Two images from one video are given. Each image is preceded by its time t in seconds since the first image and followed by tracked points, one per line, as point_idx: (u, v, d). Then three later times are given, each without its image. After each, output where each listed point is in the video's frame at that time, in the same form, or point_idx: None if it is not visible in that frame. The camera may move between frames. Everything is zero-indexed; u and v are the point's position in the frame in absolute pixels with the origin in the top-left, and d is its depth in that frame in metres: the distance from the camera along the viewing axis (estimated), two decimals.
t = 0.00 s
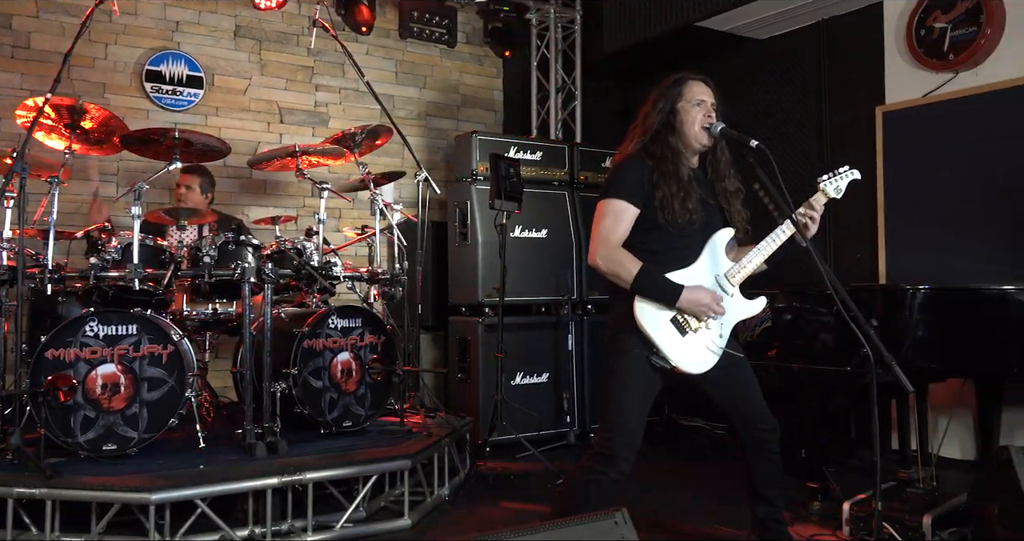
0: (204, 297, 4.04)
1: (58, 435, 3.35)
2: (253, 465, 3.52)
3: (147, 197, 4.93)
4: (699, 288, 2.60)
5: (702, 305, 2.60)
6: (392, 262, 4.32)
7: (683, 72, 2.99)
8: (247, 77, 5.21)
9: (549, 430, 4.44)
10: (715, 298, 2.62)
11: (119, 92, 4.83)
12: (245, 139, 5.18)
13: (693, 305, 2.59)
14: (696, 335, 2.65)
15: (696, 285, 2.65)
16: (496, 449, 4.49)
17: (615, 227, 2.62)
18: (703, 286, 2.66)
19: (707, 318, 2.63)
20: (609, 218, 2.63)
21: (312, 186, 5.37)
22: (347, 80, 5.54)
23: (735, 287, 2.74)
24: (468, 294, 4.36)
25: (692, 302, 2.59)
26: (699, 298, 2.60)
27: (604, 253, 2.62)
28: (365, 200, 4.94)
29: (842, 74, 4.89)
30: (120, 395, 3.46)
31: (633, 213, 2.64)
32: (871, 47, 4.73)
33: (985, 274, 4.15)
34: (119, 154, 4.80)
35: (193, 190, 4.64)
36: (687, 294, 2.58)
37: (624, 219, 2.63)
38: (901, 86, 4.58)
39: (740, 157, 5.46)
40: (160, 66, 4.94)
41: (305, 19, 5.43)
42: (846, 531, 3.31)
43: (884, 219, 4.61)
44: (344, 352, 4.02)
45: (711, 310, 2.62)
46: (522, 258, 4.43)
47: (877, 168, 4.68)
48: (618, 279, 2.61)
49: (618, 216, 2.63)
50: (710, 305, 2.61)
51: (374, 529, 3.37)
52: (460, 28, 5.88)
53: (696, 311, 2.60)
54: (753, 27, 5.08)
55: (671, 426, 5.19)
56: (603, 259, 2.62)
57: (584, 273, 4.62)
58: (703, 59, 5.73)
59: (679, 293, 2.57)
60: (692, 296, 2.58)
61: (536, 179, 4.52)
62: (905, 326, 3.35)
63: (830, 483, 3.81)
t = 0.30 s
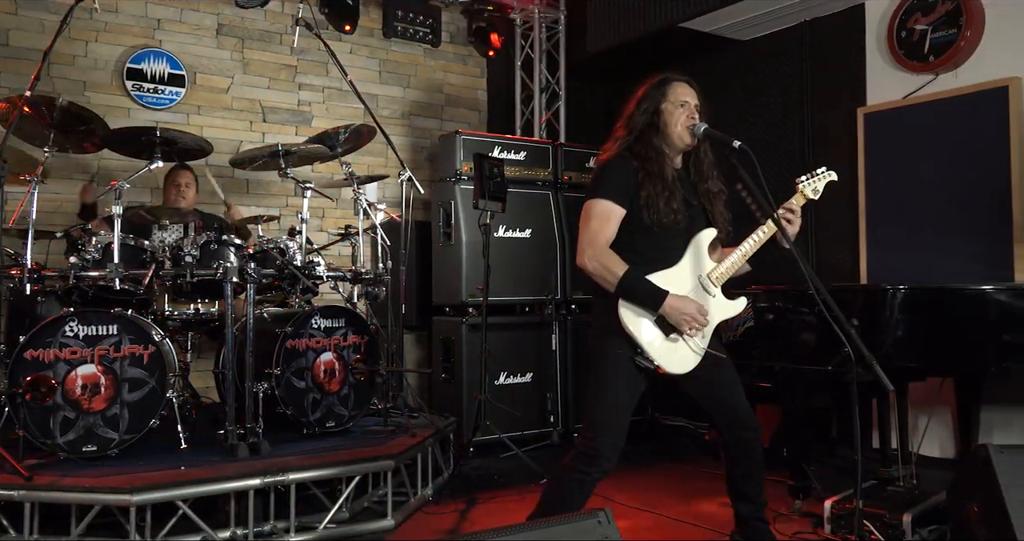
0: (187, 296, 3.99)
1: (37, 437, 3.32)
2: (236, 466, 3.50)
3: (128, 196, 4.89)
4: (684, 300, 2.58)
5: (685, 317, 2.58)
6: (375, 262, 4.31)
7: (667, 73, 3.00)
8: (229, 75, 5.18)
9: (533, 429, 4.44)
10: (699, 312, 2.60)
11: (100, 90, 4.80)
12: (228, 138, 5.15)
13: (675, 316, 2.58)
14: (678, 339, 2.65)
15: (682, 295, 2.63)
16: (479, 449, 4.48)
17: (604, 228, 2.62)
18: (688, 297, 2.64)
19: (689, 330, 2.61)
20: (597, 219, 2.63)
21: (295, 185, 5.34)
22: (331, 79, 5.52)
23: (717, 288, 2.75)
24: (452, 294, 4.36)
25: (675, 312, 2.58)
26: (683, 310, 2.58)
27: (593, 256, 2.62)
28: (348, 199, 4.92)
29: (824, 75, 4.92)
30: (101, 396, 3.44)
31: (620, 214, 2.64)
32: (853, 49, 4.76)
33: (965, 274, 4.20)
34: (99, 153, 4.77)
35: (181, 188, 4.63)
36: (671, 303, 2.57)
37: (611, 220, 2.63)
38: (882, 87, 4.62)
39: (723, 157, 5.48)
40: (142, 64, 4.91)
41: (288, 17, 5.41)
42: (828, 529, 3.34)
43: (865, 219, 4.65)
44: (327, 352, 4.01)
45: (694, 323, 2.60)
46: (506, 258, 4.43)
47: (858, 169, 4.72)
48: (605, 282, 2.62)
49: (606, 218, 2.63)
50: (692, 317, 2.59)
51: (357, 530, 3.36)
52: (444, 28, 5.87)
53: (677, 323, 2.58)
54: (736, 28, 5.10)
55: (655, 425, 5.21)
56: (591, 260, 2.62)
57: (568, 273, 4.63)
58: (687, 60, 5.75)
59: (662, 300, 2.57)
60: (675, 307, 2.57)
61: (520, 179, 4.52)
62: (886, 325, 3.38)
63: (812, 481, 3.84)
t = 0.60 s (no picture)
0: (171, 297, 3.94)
1: (20, 439, 3.28)
2: (220, 467, 3.48)
3: (111, 195, 4.86)
4: (670, 302, 2.59)
5: (671, 318, 2.59)
6: (362, 262, 4.29)
7: (653, 72, 3.01)
8: (214, 74, 5.15)
9: (521, 429, 4.44)
10: (684, 314, 2.61)
11: (83, 89, 4.76)
12: (213, 137, 5.12)
13: (661, 317, 2.58)
14: (664, 339, 2.66)
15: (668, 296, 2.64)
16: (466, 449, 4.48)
17: (589, 229, 2.63)
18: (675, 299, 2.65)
19: (676, 332, 2.62)
20: (583, 220, 2.63)
21: (281, 184, 5.31)
22: (317, 78, 5.50)
23: (703, 288, 2.76)
24: (439, 294, 4.35)
25: (661, 312, 2.58)
26: (668, 311, 2.59)
27: (580, 257, 2.62)
28: (334, 199, 4.90)
29: (810, 76, 4.93)
30: (84, 397, 3.41)
31: (605, 215, 2.64)
32: (838, 50, 4.78)
33: (949, 274, 4.22)
34: (82, 152, 4.73)
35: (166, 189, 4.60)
36: (658, 303, 2.58)
37: (597, 222, 2.63)
38: (867, 89, 4.64)
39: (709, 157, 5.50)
40: (125, 62, 4.87)
41: (274, 16, 5.38)
42: (813, 528, 3.35)
43: (851, 219, 4.67)
44: (314, 353, 3.99)
45: (680, 324, 2.60)
46: (493, 258, 4.43)
47: (844, 169, 4.74)
48: (593, 282, 2.62)
49: (591, 219, 2.63)
50: (678, 319, 2.59)
51: (344, 531, 3.35)
52: (431, 27, 5.85)
53: (663, 324, 2.59)
54: (723, 29, 5.11)
55: (642, 425, 5.22)
56: (577, 260, 2.62)
57: (555, 273, 4.63)
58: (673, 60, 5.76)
59: (649, 301, 2.57)
60: (661, 308, 2.58)
61: (507, 179, 4.51)
62: (870, 325, 3.39)
63: (798, 480, 3.86)
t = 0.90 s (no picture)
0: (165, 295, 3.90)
1: (11, 439, 3.27)
2: (214, 467, 3.48)
3: (104, 194, 4.84)
4: (663, 300, 2.60)
5: (664, 316, 2.59)
6: (356, 262, 4.28)
7: (647, 74, 3.01)
8: (208, 74, 5.13)
9: (515, 429, 4.44)
10: (678, 312, 2.61)
11: (76, 88, 4.74)
12: (206, 137, 5.11)
13: (655, 314, 2.59)
14: (659, 339, 2.67)
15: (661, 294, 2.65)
16: (460, 449, 4.48)
17: (582, 230, 2.63)
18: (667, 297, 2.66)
19: (669, 330, 2.62)
20: (576, 220, 2.63)
21: (275, 184, 5.30)
22: (310, 77, 5.49)
23: (697, 288, 2.76)
24: (433, 294, 4.34)
25: (655, 310, 2.59)
26: (661, 309, 2.60)
27: (573, 256, 2.62)
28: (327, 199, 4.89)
29: (804, 77, 4.94)
30: (77, 397, 3.40)
31: (599, 215, 2.64)
32: (832, 51, 4.79)
33: (942, 274, 4.24)
34: (75, 152, 4.71)
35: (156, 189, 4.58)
36: (651, 300, 2.59)
37: (591, 222, 2.63)
38: (860, 89, 4.66)
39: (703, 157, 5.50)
40: (118, 61, 4.86)
41: (267, 15, 5.36)
42: (806, 528, 3.36)
43: (844, 220, 4.69)
44: (308, 353, 3.99)
45: (673, 322, 2.61)
46: (488, 258, 4.43)
47: (837, 170, 4.75)
48: (585, 282, 2.63)
49: (585, 219, 2.63)
50: (671, 317, 2.60)
51: (337, 531, 3.35)
52: (425, 27, 5.85)
53: (657, 321, 2.60)
54: (717, 30, 5.12)
55: (636, 425, 5.23)
56: (570, 259, 2.63)
57: (549, 273, 4.63)
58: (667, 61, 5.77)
59: (642, 298, 2.58)
60: (654, 307, 2.59)
61: (501, 179, 4.51)
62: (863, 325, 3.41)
63: (791, 480, 3.87)
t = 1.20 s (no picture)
0: (154, 296, 3.92)
1: None
2: (204, 468, 3.47)
3: (93, 194, 4.82)
4: (643, 289, 2.61)
5: (644, 305, 2.61)
6: (347, 262, 4.27)
7: (637, 75, 3.02)
8: (199, 73, 5.12)
9: (506, 430, 4.43)
10: (659, 299, 2.64)
11: (66, 87, 4.72)
12: (197, 137, 5.09)
13: (635, 306, 2.61)
14: (642, 338, 2.67)
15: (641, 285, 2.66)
16: (452, 450, 4.47)
17: (564, 224, 2.64)
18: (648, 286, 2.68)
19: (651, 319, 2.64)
20: (558, 214, 2.65)
21: (266, 184, 5.29)
22: (302, 77, 5.48)
23: (680, 289, 2.76)
24: (424, 294, 4.34)
25: (635, 302, 2.61)
26: (641, 298, 2.61)
27: (552, 249, 2.64)
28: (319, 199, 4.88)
29: (795, 77, 4.96)
30: (66, 398, 3.38)
31: (582, 212, 2.65)
32: (822, 52, 4.81)
33: (931, 274, 4.27)
34: (64, 151, 4.69)
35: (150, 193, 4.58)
36: (630, 293, 2.60)
37: (573, 218, 2.65)
38: (850, 90, 4.68)
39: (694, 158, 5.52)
40: (109, 60, 4.84)
41: (259, 15, 5.35)
42: (797, 527, 3.37)
43: (834, 220, 4.70)
44: (299, 353, 3.98)
45: (654, 308, 2.63)
46: (479, 259, 4.42)
47: (827, 171, 4.77)
48: (565, 276, 2.65)
49: (568, 215, 2.65)
50: (651, 304, 2.62)
51: (328, 532, 3.33)
52: (417, 26, 5.84)
53: (638, 312, 2.62)
54: (708, 31, 5.14)
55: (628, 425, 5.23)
56: (549, 253, 2.65)
57: (541, 274, 4.63)
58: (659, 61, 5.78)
59: (621, 292, 2.60)
60: (634, 298, 2.60)
61: (493, 179, 4.51)
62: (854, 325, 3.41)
63: (781, 480, 3.88)
